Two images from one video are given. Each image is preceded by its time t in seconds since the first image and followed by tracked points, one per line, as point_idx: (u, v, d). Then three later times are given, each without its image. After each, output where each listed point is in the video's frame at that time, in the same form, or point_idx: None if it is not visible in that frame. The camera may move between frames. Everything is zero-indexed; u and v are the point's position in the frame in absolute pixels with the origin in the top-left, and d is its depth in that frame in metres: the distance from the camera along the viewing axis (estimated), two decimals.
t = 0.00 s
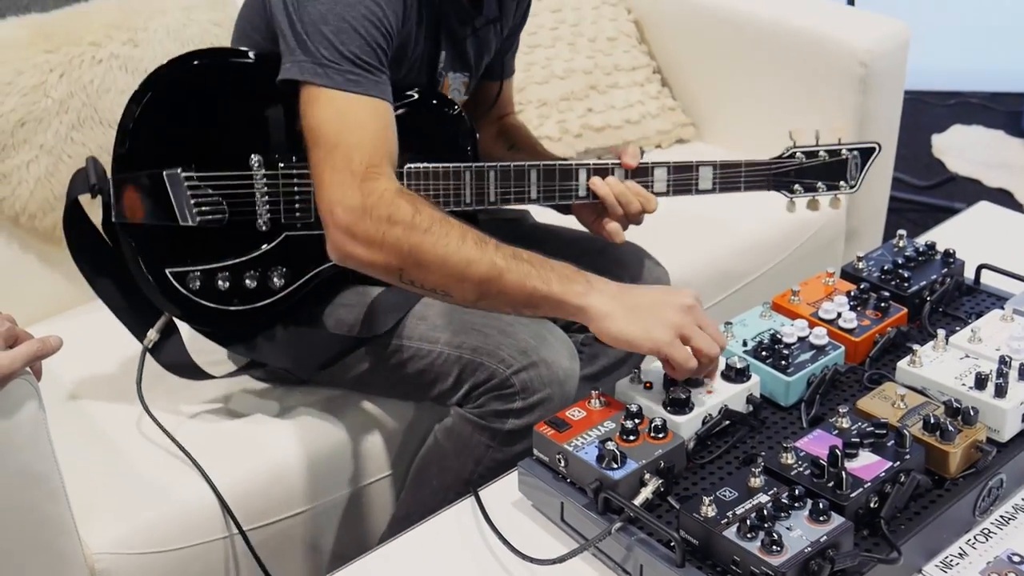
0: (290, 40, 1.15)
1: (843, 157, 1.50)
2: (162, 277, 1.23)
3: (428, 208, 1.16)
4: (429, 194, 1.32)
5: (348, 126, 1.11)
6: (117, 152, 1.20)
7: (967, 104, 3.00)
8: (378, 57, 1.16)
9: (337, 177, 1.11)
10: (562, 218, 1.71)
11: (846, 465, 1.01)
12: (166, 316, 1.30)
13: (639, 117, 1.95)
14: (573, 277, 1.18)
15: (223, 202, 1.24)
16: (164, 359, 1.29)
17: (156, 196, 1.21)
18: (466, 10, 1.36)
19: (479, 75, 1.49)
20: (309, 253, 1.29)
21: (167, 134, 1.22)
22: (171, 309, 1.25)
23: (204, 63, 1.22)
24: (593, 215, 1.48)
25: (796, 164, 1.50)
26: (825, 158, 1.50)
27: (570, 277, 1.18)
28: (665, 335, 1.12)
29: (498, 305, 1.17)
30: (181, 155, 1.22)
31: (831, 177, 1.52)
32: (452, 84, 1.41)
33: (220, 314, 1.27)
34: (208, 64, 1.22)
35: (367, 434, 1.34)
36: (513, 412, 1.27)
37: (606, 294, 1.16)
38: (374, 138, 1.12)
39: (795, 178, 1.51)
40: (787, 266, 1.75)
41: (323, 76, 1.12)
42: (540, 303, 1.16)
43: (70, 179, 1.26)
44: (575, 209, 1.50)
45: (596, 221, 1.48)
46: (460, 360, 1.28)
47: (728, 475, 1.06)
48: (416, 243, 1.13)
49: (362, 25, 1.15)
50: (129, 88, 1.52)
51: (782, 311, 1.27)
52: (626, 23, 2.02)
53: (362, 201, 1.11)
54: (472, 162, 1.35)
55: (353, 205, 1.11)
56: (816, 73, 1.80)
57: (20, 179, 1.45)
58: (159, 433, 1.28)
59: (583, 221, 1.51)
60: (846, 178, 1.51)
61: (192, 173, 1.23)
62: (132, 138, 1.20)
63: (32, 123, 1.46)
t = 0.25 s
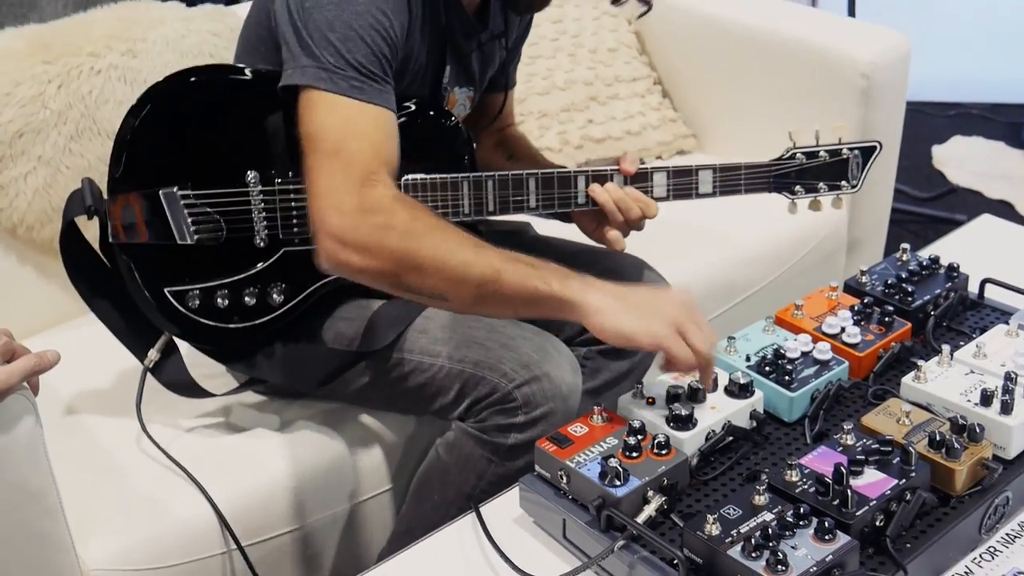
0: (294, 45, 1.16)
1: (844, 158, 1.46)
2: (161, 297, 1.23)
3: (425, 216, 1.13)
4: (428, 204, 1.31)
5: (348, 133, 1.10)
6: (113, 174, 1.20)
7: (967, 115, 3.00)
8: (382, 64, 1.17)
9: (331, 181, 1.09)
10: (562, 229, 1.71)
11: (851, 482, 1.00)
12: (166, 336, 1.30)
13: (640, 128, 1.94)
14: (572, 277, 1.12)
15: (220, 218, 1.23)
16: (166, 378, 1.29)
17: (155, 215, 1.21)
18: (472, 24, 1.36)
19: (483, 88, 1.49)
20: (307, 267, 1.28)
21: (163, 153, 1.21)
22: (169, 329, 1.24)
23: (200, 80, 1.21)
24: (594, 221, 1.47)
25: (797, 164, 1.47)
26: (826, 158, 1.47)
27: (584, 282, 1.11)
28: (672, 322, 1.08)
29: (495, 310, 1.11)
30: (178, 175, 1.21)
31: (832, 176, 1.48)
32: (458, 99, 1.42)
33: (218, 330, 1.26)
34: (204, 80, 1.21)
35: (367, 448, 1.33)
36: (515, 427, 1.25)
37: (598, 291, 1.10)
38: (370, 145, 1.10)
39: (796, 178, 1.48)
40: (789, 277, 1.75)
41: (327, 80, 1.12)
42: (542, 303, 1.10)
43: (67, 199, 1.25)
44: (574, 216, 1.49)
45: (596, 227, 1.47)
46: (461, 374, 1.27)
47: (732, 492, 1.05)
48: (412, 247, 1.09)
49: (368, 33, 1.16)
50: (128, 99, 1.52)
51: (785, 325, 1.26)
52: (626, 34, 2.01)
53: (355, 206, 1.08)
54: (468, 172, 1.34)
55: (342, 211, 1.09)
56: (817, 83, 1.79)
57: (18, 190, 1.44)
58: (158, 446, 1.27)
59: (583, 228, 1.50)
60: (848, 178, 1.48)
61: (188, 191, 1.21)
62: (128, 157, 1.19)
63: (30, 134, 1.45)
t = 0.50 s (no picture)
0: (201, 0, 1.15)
1: (836, 153, 1.45)
2: (157, 315, 1.23)
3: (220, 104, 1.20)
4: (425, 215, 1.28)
5: (164, 31, 1.12)
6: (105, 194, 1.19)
7: (968, 124, 2.99)
8: (304, 27, 1.16)
9: (123, 78, 1.12)
10: (562, 240, 1.69)
11: (856, 503, 0.98)
12: (163, 354, 1.28)
13: (641, 138, 1.93)
14: (324, 160, 1.23)
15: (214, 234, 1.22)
16: (162, 399, 1.27)
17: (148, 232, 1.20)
18: (465, 31, 1.32)
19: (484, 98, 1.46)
20: (303, 280, 1.26)
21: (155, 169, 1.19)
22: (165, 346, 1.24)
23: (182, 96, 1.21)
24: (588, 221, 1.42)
25: (791, 162, 1.44)
26: (818, 155, 1.45)
27: (335, 164, 1.23)
28: (372, 191, 1.23)
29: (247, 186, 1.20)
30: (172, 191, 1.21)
31: (824, 173, 1.46)
32: (452, 107, 1.39)
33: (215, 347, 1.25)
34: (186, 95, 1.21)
35: (365, 462, 1.31)
36: (511, 440, 1.21)
37: (342, 167, 1.23)
38: (171, 42, 1.13)
39: (789, 176, 1.45)
40: (792, 289, 1.73)
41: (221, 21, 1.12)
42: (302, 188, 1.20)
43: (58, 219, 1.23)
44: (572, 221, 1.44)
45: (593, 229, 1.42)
46: (456, 386, 1.23)
47: (736, 511, 1.04)
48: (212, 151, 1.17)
49: None
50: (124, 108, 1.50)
51: (789, 340, 1.25)
52: (627, 44, 2.00)
53: (164, 113, 1.15)
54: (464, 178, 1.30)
55: (165, 123, 1.16)
56: (820, 94, 1.78)
57: (13, 200, 1.42)
58: (152, 462, 1.25)
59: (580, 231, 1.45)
60: (840, 173, 1.46)
61: (183, 208, 1.21)
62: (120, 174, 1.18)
63: (25, 143, 1.43)
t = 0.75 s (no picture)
0: None
1: (830, 144, 1.41)
2: (159, 336, 1.21)
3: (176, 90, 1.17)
4: (425, 222, 1.28)
5: (150, 11, 1.12)
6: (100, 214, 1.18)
7: (971, 132, 2.98)
8: (293, 21, 1.16)
9: (86, 36, 1.10)
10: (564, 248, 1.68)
11: (867, 523, 0.96)
12: (165, 377, 1.28)
13: (643, 145, 1.91)
14: (261, 184, 1.18)
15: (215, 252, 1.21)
16: (164, 423, 1.26)
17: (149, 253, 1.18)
18: (454, 31, 1.30)
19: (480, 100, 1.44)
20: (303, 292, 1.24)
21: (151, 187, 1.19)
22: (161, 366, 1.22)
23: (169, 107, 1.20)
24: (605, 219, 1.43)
25: (787, 153, 1.41)
26: (813, 146, 1.41)
27: (265, 191, 1.18)
28: (291, 231, 1.17)
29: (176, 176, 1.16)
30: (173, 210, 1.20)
31: (822, 164, 1.42)
32: (444, 109, 1.38)
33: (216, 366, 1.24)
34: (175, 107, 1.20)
35: (365, 475, 1.29)
36: (515, 453, 1.19)
37: (272, 197, 1.18)
38: (150, 22, 1.13)
39: (788, 167, 1.42)
40: (796, 299, 1.72)
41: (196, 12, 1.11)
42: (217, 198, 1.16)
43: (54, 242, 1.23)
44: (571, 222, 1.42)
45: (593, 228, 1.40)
46: (459, 399, 1.21)
47: (744, 530, 1.02)
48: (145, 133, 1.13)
49: None
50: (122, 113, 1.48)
51: (796, 354, 1.23)
52: (630, 50, 1.98)
53: (119, 86, 1.13)
54: (463, 183, 1.29)
55: (109, 87, 1.12)
56: (824, 101, 1.76)
57: (9, 207, 1.40)
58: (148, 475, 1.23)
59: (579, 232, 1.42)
60: (838, 164, 1.42)
61: (180, 226, 1.20)
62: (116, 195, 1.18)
63: (22, 149, 1.41)
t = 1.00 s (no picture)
0: None
1: (852, 167, 1.38)
2: (148, 335, 1.20)
3: (169, 83, 1.15)
4: (425, 230, 1.25)
5: (148, 2, 1.09)
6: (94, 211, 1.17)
7: (977, 136, 2.96)
8: (294, 23, 1.14)
9: (81, 26, 1.07)
10: (567, 254, 1.66)
11: (878, 542, 0.95)
12: (155, 375, 1.26)
13: (648, 149, 1.89)
14: (256, 177, 1.16)
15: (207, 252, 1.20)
16: (152, 421, 1.24)
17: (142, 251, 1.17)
18: (459, 39, 1.28)
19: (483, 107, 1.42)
20: (297, 300, 1.22)
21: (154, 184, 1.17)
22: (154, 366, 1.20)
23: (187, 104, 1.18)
24: (591, 238, 1.39)
25: (804, 177, 1.38)
26: (833, 170, 1.38)
27: (261, 180, 1.16)
28: (288, 220, 1.15)
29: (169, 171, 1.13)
30: (168, 206, 1.19)
31: (841, 188, 1.39)
32: (444, 116, 1.34)
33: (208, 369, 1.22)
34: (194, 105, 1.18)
35: (364, 484, 1.27)
36: (514, 465, 1.17)
37: (268, 186, 1.16)
38: (147, 13, 1.10)
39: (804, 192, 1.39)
40: (801, 306, 1.70)
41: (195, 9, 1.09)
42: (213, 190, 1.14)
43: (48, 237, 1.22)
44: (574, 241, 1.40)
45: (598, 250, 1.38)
46: (457, 410, 1.19)
47: (749, 546, 1.00)
48: (138, 126, 1.11)
49: None
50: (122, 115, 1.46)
51: (804, 365, 1.22)
52: (635, 52, 1.96)
53: (113, 79, 1.10)
54: (465, 194, 1.27)
55: (103, 79, 1.10)
56: (831, 105, 1.74)
57: (6, 209, 1.38)
58: (144, 482, 1.21)
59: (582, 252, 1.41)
60: (857, 188, 1.39)
61: (174, 226, 1.18)
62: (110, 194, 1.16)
63: (19, 150, 1.39)
